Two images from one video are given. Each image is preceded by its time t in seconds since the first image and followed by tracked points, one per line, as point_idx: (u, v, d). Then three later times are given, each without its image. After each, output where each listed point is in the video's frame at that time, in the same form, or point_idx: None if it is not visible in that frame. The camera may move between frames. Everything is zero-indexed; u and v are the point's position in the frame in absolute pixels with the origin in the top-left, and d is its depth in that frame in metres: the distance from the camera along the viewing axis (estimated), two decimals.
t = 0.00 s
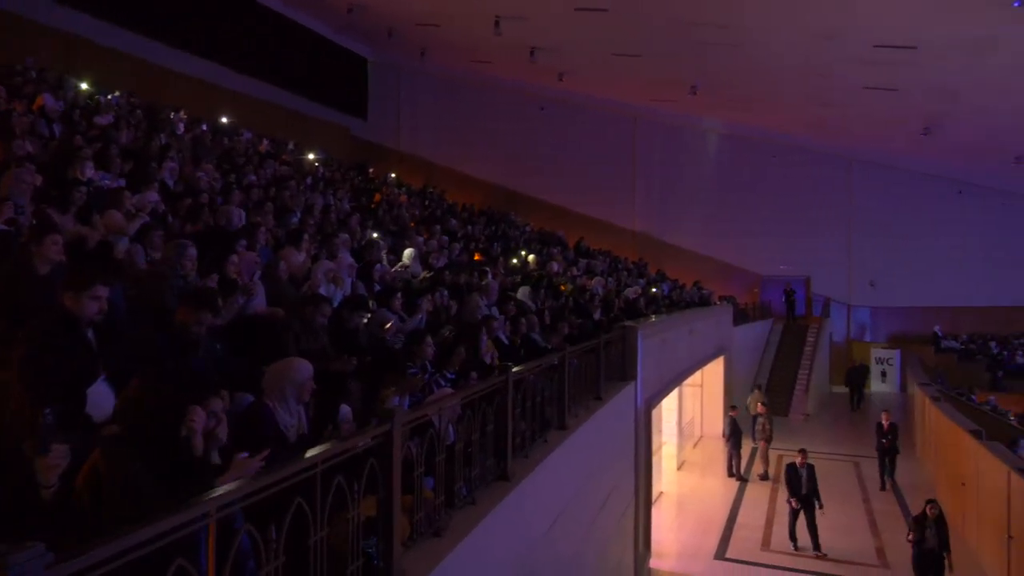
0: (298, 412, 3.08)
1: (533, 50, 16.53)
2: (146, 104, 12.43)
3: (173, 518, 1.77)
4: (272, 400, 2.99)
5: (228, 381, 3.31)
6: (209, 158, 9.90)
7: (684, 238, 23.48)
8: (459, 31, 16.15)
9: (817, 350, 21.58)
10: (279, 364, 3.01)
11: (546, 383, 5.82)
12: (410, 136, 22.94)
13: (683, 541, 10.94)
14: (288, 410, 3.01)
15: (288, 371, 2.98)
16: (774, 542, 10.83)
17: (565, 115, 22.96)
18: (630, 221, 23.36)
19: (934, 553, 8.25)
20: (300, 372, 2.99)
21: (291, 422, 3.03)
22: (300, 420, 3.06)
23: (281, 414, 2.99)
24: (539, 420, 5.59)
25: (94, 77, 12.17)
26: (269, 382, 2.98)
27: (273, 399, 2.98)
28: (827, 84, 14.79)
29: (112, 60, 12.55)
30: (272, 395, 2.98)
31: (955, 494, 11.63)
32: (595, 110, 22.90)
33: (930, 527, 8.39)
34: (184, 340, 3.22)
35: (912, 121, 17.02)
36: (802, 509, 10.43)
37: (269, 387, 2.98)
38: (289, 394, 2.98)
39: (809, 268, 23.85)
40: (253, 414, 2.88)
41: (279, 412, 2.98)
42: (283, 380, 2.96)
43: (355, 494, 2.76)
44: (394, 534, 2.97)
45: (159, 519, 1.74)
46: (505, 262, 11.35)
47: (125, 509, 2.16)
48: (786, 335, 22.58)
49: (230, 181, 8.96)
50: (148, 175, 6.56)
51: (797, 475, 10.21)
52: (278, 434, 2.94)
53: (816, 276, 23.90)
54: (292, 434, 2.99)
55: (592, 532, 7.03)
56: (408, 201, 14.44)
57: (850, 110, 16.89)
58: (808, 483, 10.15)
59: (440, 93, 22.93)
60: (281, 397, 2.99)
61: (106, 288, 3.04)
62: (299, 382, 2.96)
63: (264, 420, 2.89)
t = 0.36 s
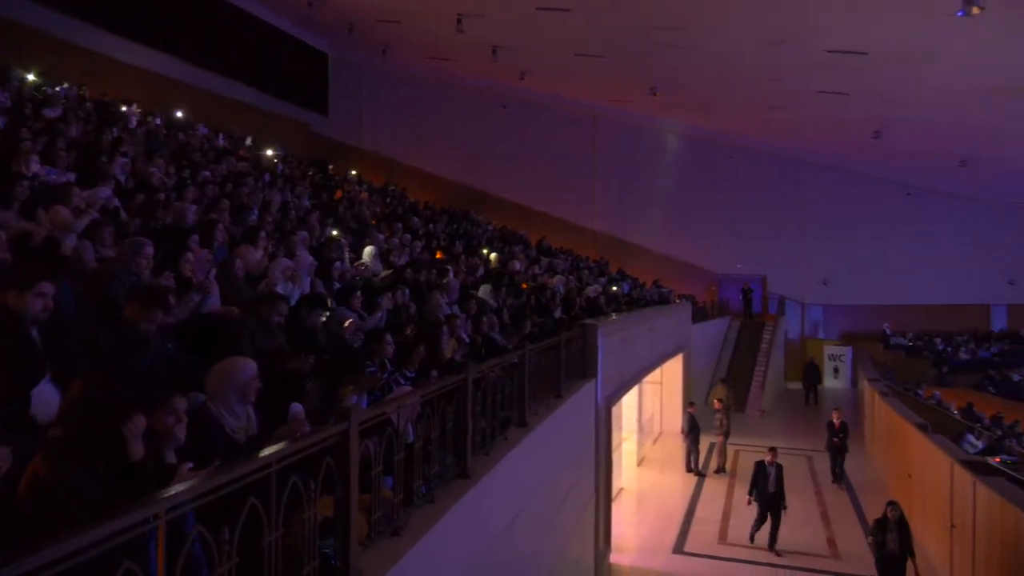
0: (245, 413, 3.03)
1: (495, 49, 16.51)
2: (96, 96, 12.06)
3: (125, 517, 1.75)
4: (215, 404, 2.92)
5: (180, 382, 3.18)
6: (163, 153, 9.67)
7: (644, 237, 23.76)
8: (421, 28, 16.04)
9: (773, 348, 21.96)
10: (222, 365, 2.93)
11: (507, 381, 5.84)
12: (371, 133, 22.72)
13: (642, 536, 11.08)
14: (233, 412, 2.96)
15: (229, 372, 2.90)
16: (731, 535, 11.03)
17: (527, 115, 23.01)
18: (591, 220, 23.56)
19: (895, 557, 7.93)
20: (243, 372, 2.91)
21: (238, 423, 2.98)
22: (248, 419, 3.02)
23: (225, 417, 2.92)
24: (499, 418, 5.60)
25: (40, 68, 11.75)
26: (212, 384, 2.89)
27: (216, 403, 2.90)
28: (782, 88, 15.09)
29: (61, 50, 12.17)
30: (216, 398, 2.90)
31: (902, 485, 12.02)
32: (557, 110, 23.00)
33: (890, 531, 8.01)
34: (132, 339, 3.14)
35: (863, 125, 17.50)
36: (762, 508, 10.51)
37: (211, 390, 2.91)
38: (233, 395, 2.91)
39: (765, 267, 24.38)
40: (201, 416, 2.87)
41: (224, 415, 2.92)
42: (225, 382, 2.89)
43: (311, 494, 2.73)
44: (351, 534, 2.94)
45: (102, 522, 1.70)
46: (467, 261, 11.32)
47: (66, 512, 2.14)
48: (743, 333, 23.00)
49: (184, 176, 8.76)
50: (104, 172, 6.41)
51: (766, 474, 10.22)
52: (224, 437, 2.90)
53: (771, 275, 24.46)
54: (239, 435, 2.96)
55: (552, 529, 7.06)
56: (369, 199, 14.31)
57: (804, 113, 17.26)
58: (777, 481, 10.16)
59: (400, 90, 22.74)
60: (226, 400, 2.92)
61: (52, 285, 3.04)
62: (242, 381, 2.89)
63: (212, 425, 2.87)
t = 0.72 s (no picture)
0: (197, 412, 2.96)
1: (460, 45, 16.46)
2: (47, 87, 11.69)
3: (76, 518, 1.71)
4: (165, 404, 2.87)
5: (136, 380, 3.11)
6: (119, 147, 9.43)
7: (607, 234, 23.96)
8: (385, 22, 15.90)
9: (733, 343, 22.27)
10: (168, 364, 2.90)
11: (470, 377, 5.84)
12: (333, 128, 22.43)
13: (605, 530, 11.20)
14: (184, 412, 2.89)
15: (175, 370, 2.87)
16: (691, 529, 11.20)
17: (492, 111, 22.98)
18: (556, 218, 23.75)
19: (852, 563, 7.68)
20: (189, 368, 2.87)
21: (191, 423, 2.92)
22: (202, 418, 2.95)
23: (176, 418, 2.86)
24: (462, 414, 5.59)
25: None
26: (158, 384, 2.87)
27: (166, 404, 2.86)
28: (742, 88, 15.34)
29: (10, 39, 11.77)
30: (164, 399, 2.86)
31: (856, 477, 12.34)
32: (521, 106, 23.02)
33: (849, 534, 7.79)
34: (85, 338, 3.11)
35: (820, 126, 17.89)
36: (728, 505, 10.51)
37: (160, 390, 2.87)
38: (180, 394, 2.86)
39: (725, 264, 24.81)
40: (151, 416, 2.82)
41: (174, 415, 2.86)
42: (173, 381, 2.86)
43: (269, 492, 2.70)
44: (311, 533, 2.90)
45: (54, 522, 1.66)
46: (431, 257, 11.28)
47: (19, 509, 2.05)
48: (704, 329, 23.34)
49: (140, 170, 8.56)
50: (56, 166, 6.24)
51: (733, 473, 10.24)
52: (177, 437, 2.84)
53: (731, 272, 24.90)
54: (191, 435, 2.89)
55: (515, 524, 7.10)
56: (331, 195, 14.17)
57: (763, 113, 17.57)
58: (744, 479, 10.19)
59: (363, 84, 22.49)
60: (174, 399, 2.87)
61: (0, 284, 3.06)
62: (189, 378, 2.86)
63: (163, 424, 2.82)
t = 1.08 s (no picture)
0: (170, 410, 2.95)
1: (432, 41, 16.42)
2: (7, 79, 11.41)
3: (38, 518, 1.69)
4: (138, 400, 2.85)
5: (100, 377, 3.09)
6: (82, 140, 9.24)
7: (579, 232, 24.06)
8: (356, 17, 15.78)
9: (703, 340, 22.54)
10: (141, 362, 2.88)
11: (441, 374, 5.83)
12: (303, 122, 22.16)
13: (576, 525, 11.26)
14: (157, 410, 2.88)
15: (149, 367, 2.85)
16: (661, 523, 11.33)
17: (464, 107, 22.92)
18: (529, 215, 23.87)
19: (827, 566, 7.37)
20: (162, 365, 2.85)
21: (164, 420, 2.90)
22: (174, 417, 2.95)
23: (151, 415, 2.85)
24: (433, 412, 5.59)
25: None
26: (131, 381, 2.85)
27: (139, 401, 2.84)
28: (712, 88, 15.52)
29: None
30: (138, 395, 2.85)
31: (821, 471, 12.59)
32: (493, 103, 23.01)
33: (822, 537, 7.45)
34: (47, 335, 3.01)
35: (788, 125, 18.16)
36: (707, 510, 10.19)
37: (131, 387, 2.85)
38: (152, 391, 2.84)
39: (696, 262, 25.12)
40: (123, 412, 2.73)
41: (148, 412, 2.84)
42: (144, 378, 2.84)
43: (236, 491, 2.67)
44: (279, 532, 2.88)
45: (9, 524, 1.62)
46: (403, 254, 11.23)
47: None
48: (675, 326, 23.57)
49: (104, 164, 8.40)
50: (18, 161, 6.12)
51: (710, 473, 9.99)
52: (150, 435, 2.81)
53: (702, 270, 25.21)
54: (165, 433, 2.87)
55: (486, 521, 7.09)
56: (301, 191, 14.04)
57: (732, 113, 17.81)
58: (723, 480, 9.98)
59: (334, 79, 22.26)
60: (147, 396, 2.85)
61: None
62: (161, 375, 2.83)
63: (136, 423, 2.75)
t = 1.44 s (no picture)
0: (143, 408, 2.88)
1: (404, 37, 16.34)
2: None
3: None
4: (113, 395, 2.77)
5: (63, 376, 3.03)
6: (44, 134, 9.02)
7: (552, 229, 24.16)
8: (328, 11, 15.64)
9: (674, 337, 22.77)
10: (118, 358, 2.81)
11: (412, 371, 5.81)
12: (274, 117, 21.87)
13: (549, 521, 11.31)
14: (133, 406, 2.80)
15: (127, 364, 2.78)
16: (632, 518, 11.43)
17: (436, 104, 22.83)
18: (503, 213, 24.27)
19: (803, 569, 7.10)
20: (141, 363, 2.79)
21: (138, 418, 2.83)
22: (147, 415, 2.87)
23: (125, 410, 2.77)
24: (404, 409, 5.56)
25: None
26: (108, 376, 2.78)
27: (115, 396, 2.76)
28: (683, 87, 15.67)
29: None
30: (113, 391, 2.77)
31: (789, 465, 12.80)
32: (466, 100, 22.97)
33: (798, 541, 7.18)
34: (7, 333, 2.95)
35: (757, 125, 18.39)
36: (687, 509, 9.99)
37: (109, 382, 2.77)
38: (129, 388, 2.77)
39: (667, 259, 25.39)
40: (94, 409, 2.67)
41: (122, 408, 2.77)
42: (122, 375, 2.76)
43: (202, 490, 2.65)
44: (246, 532, 2.85)
45: None
46: (375, 251, 11.15)
47: None
48: (646, 323, 23.78)
49: (66, 159, 8.20)
50: None
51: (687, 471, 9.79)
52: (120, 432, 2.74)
53: (673, 267, 25.49)
54: (138, 430, 2.79)
55: (458, 518, 7.09)
56: (271, 187, 13.88)
57: (703, 112, 18.01)
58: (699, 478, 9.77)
59: (305, 75, 22.02)
60: (123, 392, 2.78)
61: None
62: (137, 373, 2.77)
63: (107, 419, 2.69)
